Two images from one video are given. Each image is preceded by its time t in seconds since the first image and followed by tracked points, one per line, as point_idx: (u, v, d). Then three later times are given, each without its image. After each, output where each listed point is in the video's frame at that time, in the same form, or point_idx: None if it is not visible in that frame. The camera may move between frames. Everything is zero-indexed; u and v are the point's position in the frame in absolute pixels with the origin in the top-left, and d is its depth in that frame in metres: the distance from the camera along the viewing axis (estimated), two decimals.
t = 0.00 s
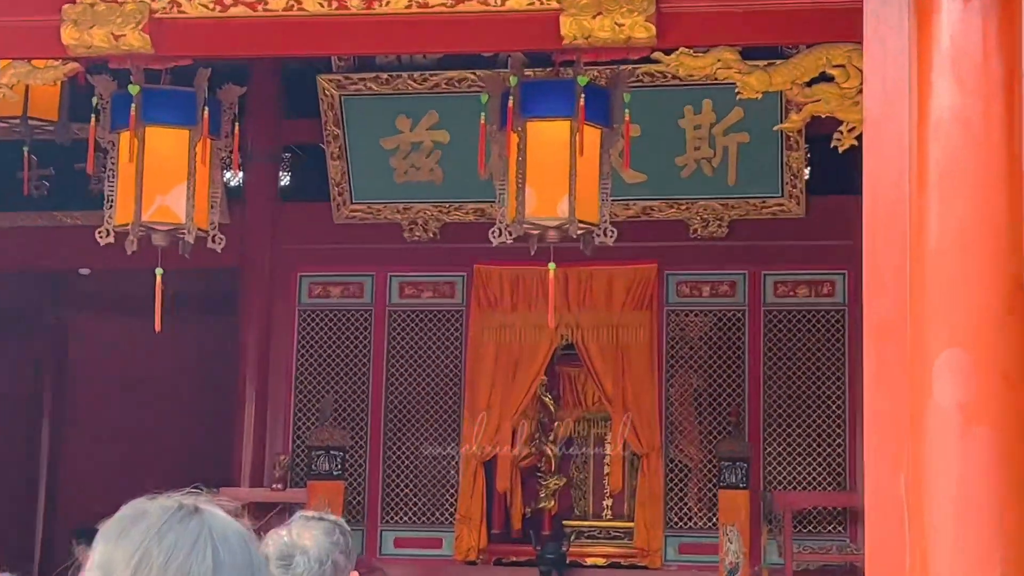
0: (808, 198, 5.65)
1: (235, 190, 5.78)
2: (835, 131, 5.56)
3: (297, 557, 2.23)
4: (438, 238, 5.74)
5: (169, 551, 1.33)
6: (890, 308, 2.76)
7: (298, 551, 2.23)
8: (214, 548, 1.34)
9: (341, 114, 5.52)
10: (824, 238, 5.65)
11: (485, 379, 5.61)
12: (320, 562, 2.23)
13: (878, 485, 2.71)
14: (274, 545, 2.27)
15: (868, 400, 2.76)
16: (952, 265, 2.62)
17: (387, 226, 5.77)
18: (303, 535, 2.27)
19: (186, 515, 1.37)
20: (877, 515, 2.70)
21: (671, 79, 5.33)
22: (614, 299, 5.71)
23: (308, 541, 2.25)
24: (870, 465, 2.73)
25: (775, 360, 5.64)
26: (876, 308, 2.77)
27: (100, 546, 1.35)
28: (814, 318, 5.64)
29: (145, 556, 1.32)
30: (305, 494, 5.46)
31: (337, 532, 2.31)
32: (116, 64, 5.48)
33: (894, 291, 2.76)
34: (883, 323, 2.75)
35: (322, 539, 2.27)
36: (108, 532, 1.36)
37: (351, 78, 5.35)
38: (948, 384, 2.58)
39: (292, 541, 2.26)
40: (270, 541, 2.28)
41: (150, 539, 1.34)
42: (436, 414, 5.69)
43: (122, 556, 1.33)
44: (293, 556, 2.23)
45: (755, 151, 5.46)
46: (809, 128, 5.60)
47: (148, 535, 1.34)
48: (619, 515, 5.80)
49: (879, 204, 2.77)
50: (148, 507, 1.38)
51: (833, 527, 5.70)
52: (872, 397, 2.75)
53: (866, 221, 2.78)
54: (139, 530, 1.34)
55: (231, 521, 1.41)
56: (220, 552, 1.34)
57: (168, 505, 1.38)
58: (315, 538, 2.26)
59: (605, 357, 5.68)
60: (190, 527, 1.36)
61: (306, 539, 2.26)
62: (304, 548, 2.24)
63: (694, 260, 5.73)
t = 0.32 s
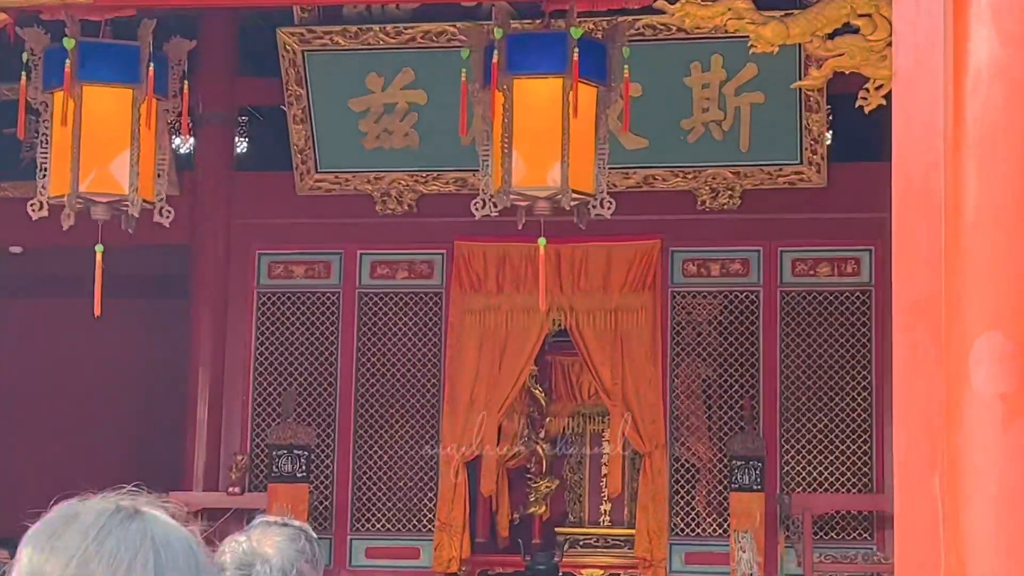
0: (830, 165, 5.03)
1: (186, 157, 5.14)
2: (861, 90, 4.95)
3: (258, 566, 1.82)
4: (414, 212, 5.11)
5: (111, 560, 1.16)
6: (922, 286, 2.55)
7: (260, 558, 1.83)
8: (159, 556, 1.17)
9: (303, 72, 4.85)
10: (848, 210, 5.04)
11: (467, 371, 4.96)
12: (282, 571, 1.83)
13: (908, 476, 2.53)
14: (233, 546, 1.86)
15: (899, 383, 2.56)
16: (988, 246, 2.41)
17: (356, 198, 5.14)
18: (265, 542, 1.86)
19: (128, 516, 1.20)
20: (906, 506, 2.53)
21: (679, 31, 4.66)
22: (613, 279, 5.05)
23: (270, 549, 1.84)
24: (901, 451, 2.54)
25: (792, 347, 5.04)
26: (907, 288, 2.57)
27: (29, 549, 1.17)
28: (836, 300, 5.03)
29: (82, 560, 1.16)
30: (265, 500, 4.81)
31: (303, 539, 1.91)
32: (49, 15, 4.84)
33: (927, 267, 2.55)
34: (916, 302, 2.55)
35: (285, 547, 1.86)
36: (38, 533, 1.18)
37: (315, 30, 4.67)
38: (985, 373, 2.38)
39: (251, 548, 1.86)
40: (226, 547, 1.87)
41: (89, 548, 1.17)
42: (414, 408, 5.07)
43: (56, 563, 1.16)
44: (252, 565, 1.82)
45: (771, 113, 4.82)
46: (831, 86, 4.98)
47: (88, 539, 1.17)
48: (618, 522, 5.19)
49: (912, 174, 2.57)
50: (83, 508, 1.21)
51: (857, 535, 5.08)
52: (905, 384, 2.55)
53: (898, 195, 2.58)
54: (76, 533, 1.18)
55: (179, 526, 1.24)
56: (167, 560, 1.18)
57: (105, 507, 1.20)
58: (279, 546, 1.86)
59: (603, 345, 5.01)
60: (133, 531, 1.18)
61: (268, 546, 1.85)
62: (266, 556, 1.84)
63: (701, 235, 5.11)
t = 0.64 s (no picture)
0: (845, 135, 4.64)
1: (147, 129, 4.73)
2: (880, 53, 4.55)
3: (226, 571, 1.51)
4: (395, 187, 4.71)
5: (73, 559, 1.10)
6: (946, 258, 1.93)
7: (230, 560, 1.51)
8: (122, 553, 1.10)
9: (273, 36, 4.42)
10: (866, 184, 4.64)
11: (453, 360, 4.56)
12: None
13: (932, 524, 1.92)
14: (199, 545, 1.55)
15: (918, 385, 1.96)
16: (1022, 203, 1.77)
17: (332, 172, 4.74)
18: (235, 543, 1.54)
19: (86, 514, 1.12)
20: (933, 547, 1.92)
21: None
22: (611, 260, 4.66)
23: (240, 551, 1.53)
24: (922, 471, 1.94)
25: (806, 334, 4.64)
26: (927, 262, 1.96)
27: None
28: (853, 281, 4.63)
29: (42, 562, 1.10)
30: (234, 501, 4.42)
31: (282, 540, 1.59)
32: None
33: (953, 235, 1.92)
34: (938, 280, 1.93)
35: (259, 548, 1.54)
36: None
37: None
38: (1016, 356, 1.76)
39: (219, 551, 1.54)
40: (189, 547, 1.57)
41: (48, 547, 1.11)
42: (395, 400, 4.68)
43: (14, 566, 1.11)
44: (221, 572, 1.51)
45: (783, 78, 4.43)
46: (847, 49, 4.58)
47: (47, 536, 1.11)
48: (617, 523, 4.79)
49: (933, 116, 1.95)
50: (39, 505, 1.15)
51: (877, 535, 4.68)
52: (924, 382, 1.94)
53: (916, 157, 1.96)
54: (34, 532, 1.12)
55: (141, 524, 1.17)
56: (129, 557, 1.11)
57: (61, 505, 1.13)
58: (252, 547, 1.54)
59: (600, 333, 4.61)
60: (95, 531, 1.11)
61: (239, 548, 1.54)
62: (236, 559, 1.52)
63: (707, 212, 4.71)
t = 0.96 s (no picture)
0: (838, 123, 4.64)
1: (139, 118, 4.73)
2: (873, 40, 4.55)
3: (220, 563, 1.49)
4: (388, 175, 4.70)
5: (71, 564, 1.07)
6: (942, 254, 1.97)
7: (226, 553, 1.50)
8: (123, 557, 1.09)
9: (266, 24, 4.43)
10: (858, 171, 4.65)
11: (446, 348, 4.57)
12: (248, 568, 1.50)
13: (930, 525, 1.94)
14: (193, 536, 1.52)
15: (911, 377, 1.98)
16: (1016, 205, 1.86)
17: (324, 161, 4.74)
18: (228, 535, 1.53)
19: (84, 514, 1.09)
20: (924, 540, 1.94)
21: None
22: (604, 248, 4.67)
23: (234, 543, 1.51)
24: (913, 464, 1.96)
25: (799, 321, 4.64)
26: (923, 257, 1.99)
27: None
28: (846, 269, 4.64)
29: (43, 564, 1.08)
30: (229, 489, 4.44)
31: (272, 532, 1.60)
32: None
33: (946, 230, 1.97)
34: (933, 275, 1.97)
35: (252, 541, 1.53)
36: None
37: None
38: (1010, 348, 1.84)
39: (212, 542, 1.52)
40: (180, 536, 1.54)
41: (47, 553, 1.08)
42: (388, 389, 4.67)
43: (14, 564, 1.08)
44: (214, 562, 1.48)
45: (776, 65, 4.42)
46: (840, 37, 4.59)
47: (47, 538, 1.08)
48: (610, 511, 4.80)
49: (927, 111, 1.99)
50: (36, 503, 1.11)
51: (870, 522, 4.70)
52: (921, 374, 1.97)
53: (912, 155, 2.00)
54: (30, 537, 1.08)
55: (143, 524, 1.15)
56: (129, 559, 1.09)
57: (59, 504, 1.10)
58: (245, 540, 1.52)
59: (592, 320, 4.65)
60: (94, 533, 1.09)
61: (232, 540, 1.52)
62: (229, 551, 1.50)
63: (700, 200, 4.71)
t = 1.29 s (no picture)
0: (891, 77, 3.96)
1: (72, 71, 4.05)
2: None
3: None
4: (363, 139, 4.02)
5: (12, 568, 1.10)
6: (1011, 223, 1.63)
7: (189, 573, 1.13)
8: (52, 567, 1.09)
9: None
10: (915, 134, 3.96)
11: (432, 340, 3.89)
12: None
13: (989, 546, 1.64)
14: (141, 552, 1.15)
15: (972, 374, 1.68)
16: None
17: (289, 122, 4.05)
18: (184, 554, 1.15)
19: (21, 528, 1.11)
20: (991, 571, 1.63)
21: None
22: (616, 224, 3.98)
23: (191, 565, 1.14)
24: (978, 480, 1.66)
25: (845, 310, 3.95)
26: (986, 228, 1.66)
27: None
28: (901, 248, 3.95)
29: None
30: (176, 506, 3.76)
31: (241, 549, 1.19)
32: None
33: (1018, 197, 1.63)
34: (1000, 251, 1.64)
35: (214, 563, 1.15)
36: None
37: None
38: None
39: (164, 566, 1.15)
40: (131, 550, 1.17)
41: None
42: (364, 388, 4.00)
43: None
44: None
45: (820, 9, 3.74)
46: None
47: None
48: (624, 532, 4.07)
49: (993, 53, 1.68)
50: None
51: (927, 546, 4.02)
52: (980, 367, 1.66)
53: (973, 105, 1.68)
54: None
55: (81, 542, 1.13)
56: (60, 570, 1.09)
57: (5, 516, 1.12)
58: (205, 561, 1.15)
59: (603, 308, 3.94)
60: (27, 548, 1.10)
61: (189, 561, 1.14)
62: None
63: (728, 167, 4.02)
